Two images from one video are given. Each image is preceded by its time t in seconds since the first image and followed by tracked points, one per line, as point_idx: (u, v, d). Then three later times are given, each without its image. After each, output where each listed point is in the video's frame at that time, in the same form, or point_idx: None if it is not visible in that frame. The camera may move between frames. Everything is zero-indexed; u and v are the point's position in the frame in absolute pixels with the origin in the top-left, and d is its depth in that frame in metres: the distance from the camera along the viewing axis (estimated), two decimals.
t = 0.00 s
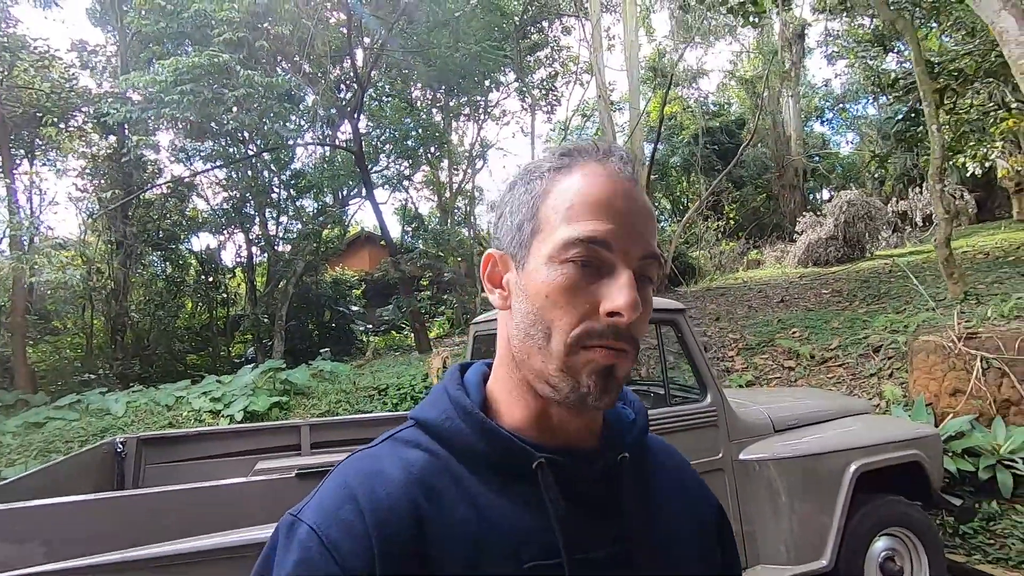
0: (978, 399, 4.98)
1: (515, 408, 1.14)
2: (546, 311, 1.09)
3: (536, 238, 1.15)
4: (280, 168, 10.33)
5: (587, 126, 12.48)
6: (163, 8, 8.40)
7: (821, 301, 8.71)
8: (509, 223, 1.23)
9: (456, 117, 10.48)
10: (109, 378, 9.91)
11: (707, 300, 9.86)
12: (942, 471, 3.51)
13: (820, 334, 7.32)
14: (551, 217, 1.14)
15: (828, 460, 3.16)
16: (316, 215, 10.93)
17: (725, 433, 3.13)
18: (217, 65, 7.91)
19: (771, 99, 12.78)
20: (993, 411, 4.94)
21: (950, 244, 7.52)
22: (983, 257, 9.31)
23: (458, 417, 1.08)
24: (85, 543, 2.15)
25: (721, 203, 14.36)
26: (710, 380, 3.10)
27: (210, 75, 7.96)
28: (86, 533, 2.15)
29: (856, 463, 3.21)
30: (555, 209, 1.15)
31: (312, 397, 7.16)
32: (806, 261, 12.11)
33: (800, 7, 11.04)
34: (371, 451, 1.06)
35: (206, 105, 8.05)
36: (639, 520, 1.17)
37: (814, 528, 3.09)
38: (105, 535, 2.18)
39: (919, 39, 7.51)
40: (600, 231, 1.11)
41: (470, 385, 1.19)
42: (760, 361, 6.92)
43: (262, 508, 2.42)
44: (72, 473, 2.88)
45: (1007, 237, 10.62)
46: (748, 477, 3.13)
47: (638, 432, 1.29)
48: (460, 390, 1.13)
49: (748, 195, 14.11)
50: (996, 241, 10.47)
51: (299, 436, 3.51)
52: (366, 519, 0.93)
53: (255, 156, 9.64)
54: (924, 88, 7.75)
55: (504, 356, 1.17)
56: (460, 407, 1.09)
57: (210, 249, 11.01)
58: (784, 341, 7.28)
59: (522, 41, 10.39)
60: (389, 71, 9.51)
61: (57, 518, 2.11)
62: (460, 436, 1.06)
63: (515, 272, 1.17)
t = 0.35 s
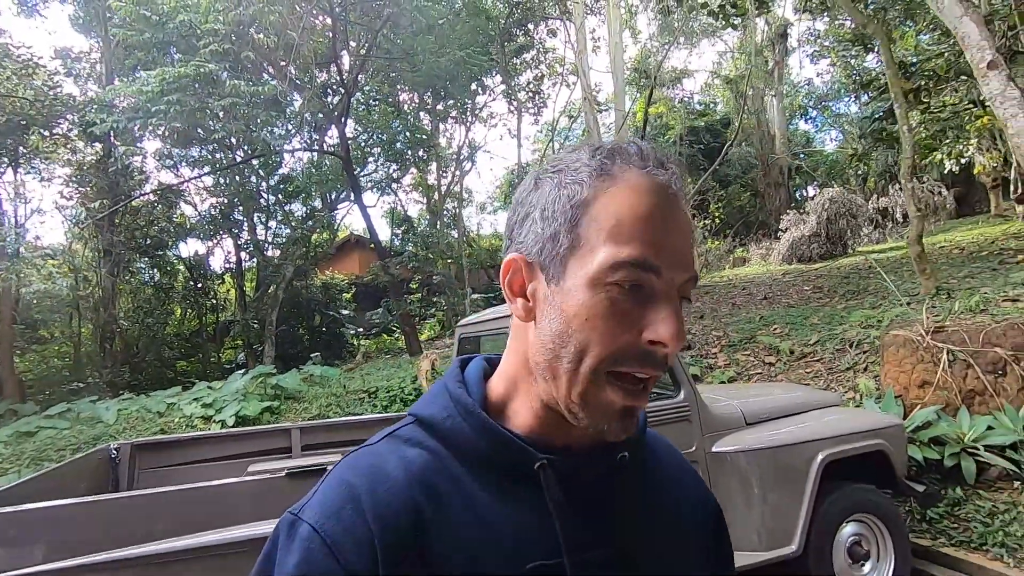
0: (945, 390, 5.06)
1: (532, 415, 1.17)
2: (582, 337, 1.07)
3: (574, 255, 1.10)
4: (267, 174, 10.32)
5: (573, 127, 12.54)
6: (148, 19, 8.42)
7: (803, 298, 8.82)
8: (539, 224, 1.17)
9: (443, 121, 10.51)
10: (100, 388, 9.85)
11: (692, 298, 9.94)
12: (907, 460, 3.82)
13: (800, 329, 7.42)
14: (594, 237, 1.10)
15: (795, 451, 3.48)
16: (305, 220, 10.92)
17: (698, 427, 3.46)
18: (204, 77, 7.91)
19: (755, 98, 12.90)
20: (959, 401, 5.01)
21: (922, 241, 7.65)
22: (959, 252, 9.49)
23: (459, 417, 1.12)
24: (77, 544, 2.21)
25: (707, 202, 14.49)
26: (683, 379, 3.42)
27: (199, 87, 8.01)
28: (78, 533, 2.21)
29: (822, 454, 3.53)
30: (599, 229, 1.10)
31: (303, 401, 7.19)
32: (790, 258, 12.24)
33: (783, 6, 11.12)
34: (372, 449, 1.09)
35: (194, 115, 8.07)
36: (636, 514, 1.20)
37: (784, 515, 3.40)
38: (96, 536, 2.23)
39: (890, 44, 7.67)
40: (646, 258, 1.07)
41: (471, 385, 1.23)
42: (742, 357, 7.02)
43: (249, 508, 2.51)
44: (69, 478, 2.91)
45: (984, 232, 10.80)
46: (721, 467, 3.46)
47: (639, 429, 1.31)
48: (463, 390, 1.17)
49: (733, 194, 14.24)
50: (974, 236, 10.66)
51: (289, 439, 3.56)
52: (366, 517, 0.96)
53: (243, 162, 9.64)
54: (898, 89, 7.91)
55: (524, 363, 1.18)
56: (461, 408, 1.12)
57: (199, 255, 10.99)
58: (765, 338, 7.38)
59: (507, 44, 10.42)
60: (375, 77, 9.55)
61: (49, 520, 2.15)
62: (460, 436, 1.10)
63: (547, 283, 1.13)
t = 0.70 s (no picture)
0: (934, 392, 5.11)
1: (480, 408, 1.17)
2: (525, 319, 1.10)
3: (503, 247, 1.13)
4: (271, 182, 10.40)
5: (574, 133, 12.63)
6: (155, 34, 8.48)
7: (801, 301, 8.84)
8: (458, 225, 1.18)
9: (444, 129, 10.61)
10: (107, 395, 9.92)
11: (691, 303, 9.96)
12: (891, 459, 4.05)
13: (796, 333, 7.46)
14: (520, 223, 1.13)
15: (784, 451, 3.70)
16: (308, 227, 11.02)
17: (690, 428, 3.68)
18: (210, 90, 8.10)
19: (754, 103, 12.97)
20: (948, 402, 5.06)
21: (915, 245, 7.67)
22: (956, 255, 9.52)
23: (408, 425, 1.13)
24: (84, 543, 2.37)
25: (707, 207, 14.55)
26: (675, 382, 3.66)
27: (206, 99, 8.17)
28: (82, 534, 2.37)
29: (809, 453, 3.75)
30: (522, 215, 1.14)
31: (309, 406, 7.25)
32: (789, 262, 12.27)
33: (781, 12, 11.21)
34: (323, 467, 1.09)
35: (201, 128, 8.20)
36: (586, 510, 1.24)
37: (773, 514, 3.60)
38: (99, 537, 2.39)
39: (880, 52, 7.82)
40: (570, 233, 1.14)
41: (417, 391, 1.23)
42: (739, 361, 7.06)
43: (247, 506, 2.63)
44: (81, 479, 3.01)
45: (982, 235, 10.81)
46: (714, 466, 3.66)
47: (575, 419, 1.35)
48: (410, 397, 1.17)
49: (733, 198, 14.31)
50: (972, 239, 10.68)
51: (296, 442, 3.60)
52: (318, 532, 0.97)
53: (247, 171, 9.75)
54: (890, 95, 8.02)
55: (464, 360, 1.17)
56: (409, 413, 1.13)
57: (204, 263, 11.07)
58: (762, 341, 7.42)
59: (507, 53, 10.51)
60: (378, 87, 9.66)
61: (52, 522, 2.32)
62: (411, 442, 1.11)
63: (478, 277, 1.14)
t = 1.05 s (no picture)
0: (977, 395, 4.96)
1: (376, 430, 1.26)
2: (366, 335, 1.23)
3: (359, 279, 1.32)
4: (308, 183, 10.59)
5: (605, 130, 12.58)
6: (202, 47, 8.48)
7: (840, 299, 8.63)
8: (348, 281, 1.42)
9: (476, 127, 10.67)
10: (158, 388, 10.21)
11: (726, 301, 9.81)
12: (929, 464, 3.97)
13: (834, 333, 7.29)
14: (360, 256, 1.32)
15: (816, 453, 3.66)
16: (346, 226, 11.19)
17: (720, 430, 3.65)
18: (252, 98, 8.21)
19: (793, 94, 12.68)
20: (992, 406, 4.90)
21: (960, 243, 7.40)
22: (1005, 251, 9.16)
23: (334, 464, 1.15)
24: (150, 533, 2.45)
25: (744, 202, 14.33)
26: (704, 383, 3.66)
27: (247, 107, 8.30)
28: (149, 521, 2.46)
29: (843, 456, 3.70)
30: (362, 249, 1.33)
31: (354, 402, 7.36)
32: (829, 259, 12.01)
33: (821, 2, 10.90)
34: (247, 513, 1.10)
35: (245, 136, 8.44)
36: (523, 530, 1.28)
37: (804, 517, 3.56)
38: (165, 523, 2.47)
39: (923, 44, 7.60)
40: (394, 249, 1.28)
41: (342, 427, 1.26)
42: (774, 361, 6.95)
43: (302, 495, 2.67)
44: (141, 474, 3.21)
45: None
46: (745, 468, 3.62)
47: (507, 450, 1.42)
48: (332, 435, 1.20)
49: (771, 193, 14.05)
50: None
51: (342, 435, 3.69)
52: None
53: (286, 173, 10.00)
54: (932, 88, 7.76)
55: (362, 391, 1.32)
56: (337, 452, 1.16)
57: (246, 262, 11.34)
58: (798, 341, 7.27)
59: (538, 51, 10.46)
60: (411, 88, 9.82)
61: (125, 508, 2.43)
62: (340, 481, 1.13)
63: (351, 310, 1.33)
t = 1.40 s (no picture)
0: None
1: (381, 438, 1.30)
2: (370, 342, 1.28)
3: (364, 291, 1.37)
4: (355, 174, 10.71)
5: (651, 115, 12.36)
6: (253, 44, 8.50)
7: (900, 290, 8.26)
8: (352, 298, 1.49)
9: (519, 115, 10.60)
10: (218, 372, 10.56)
11: (777, 290, 9.52)
12: (998, 465, 3.76)
13: (894, 325, 6.97)
14: (366, 271, 1.39)
15: (875, 451, 3.53)
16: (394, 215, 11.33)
17: (774, 425, 3.55)
18: (305, 94, 8.28)
19: (852, 73, 12.11)
20: None
21: None
22: None
23: (342, 480, 1.20)
24: (226, 510, 2.60)
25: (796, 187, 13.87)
26: (757, 377, 3.57)
27: (298, 103, 8.35)
28: (227, 500, 2.60)
29: (903, 455, 3.56)
30: (368, 263, 1.40)
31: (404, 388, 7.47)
32: (888, 246, 11.51)
33: None
34: (257, 530, 1.14)
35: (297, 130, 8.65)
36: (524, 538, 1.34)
37: (862, 516, 3.44)
38: (243, 502, 2.61)
39: (997, 17, 7.10)
40: (399, 261, 1.34)
41: (348, 441, 1.32)
42: (829, 353, 6.73)
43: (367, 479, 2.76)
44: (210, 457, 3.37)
45: None
46: (800, 464, 3.51)
47: (510, 460, 1.48)
48: (339, 451, 1.25)
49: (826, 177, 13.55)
50: None
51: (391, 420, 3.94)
52: None
53: (334, 165, 10.18)
54: (1007, 63, 7.25)
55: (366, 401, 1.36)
56: (343, 468, 1.21)
57: (296, 252, 11.62)
58: (854, 333, 7.00)
59: (582, 35, 10.27)
60: (455, 79, 9.43)
61: (206, 488, 2.58)
62: (347, 496, 1.18)
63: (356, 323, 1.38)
